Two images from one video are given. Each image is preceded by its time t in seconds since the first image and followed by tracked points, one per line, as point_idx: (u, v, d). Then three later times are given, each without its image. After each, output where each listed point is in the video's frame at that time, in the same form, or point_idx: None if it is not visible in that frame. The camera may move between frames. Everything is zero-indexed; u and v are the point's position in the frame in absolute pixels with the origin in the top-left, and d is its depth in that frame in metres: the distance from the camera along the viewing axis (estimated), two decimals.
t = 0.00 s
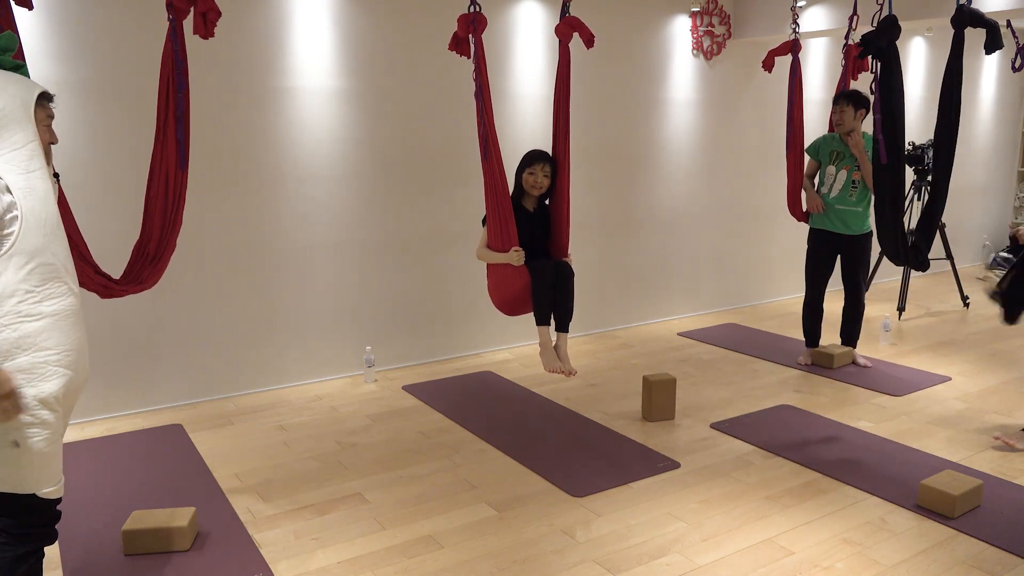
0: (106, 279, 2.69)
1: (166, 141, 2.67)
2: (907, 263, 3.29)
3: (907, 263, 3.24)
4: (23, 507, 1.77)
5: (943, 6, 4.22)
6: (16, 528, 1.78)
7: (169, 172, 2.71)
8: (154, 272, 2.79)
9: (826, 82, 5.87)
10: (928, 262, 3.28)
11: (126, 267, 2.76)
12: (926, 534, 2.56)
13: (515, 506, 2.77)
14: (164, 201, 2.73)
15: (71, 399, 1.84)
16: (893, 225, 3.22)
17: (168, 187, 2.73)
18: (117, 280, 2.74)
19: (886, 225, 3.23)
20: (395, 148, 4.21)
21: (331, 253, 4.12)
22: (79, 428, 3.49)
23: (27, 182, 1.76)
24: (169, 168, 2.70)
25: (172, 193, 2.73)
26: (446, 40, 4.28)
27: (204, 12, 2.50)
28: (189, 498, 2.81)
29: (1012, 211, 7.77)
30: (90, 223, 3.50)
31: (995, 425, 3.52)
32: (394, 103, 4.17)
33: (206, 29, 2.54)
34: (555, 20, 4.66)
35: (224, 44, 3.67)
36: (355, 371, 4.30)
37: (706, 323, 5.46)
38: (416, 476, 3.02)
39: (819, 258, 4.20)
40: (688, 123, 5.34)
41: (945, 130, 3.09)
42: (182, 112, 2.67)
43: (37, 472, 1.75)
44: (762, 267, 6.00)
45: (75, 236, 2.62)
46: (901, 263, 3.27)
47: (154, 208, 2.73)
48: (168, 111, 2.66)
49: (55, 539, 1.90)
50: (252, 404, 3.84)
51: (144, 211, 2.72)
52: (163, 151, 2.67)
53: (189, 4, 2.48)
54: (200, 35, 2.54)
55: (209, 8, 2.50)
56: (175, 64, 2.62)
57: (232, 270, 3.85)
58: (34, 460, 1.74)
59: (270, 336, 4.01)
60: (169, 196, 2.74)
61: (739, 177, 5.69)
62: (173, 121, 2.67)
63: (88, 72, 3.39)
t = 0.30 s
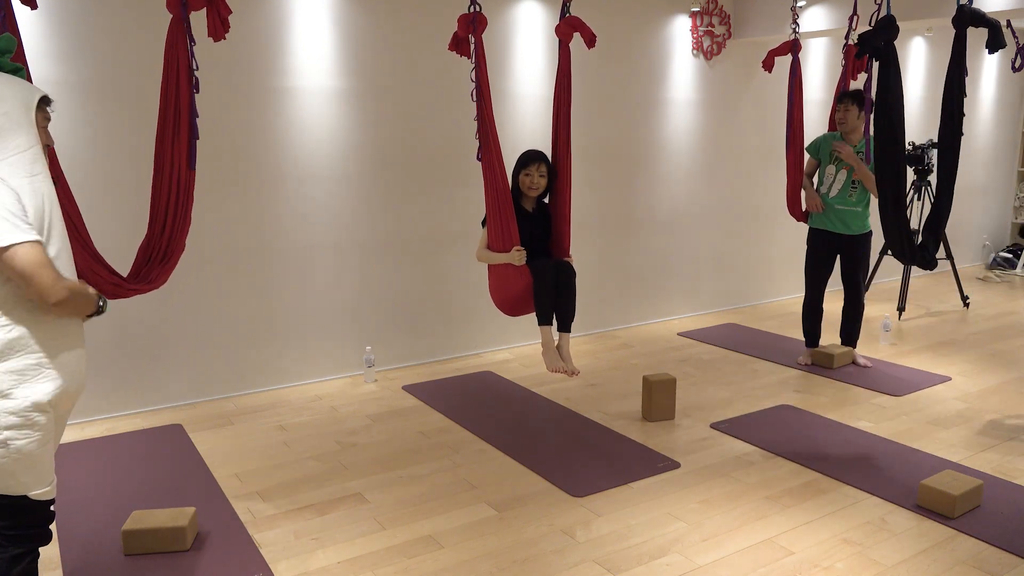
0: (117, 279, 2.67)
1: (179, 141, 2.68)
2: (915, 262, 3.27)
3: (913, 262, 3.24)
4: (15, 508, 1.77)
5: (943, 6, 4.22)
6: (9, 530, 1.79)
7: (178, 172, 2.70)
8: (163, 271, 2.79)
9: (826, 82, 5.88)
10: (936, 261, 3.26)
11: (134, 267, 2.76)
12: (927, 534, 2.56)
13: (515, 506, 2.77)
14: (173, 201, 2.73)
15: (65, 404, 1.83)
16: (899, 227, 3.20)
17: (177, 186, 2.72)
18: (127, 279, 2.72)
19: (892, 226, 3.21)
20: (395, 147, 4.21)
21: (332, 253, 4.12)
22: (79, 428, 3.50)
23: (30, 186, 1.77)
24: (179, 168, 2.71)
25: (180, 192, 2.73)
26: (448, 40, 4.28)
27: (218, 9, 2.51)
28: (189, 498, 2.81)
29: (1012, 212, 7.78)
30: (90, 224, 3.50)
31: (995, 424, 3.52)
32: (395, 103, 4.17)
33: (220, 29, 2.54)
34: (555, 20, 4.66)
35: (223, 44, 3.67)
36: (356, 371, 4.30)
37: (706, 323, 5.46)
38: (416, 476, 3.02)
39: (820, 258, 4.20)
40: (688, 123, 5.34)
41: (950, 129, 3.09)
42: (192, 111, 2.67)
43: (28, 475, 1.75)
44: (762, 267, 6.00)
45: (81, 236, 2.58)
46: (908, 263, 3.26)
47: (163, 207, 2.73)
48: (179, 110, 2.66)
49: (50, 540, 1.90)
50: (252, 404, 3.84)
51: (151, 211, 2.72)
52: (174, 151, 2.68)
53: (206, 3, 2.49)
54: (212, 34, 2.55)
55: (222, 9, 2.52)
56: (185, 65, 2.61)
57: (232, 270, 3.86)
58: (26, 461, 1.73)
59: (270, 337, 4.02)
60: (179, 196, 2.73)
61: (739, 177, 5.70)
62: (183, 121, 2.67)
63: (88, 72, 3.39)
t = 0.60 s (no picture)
0: (116, 278, 2.66)
1: (181, 142, 2.69)
2: (910, 264, 3.29)
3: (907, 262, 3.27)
4: (20, 506, 1.76)
5: (943, 6, 4.22)
6: (12, 528, 1.77)
7: (180, 172, 2.71)
8: (164, 270, 2.79)
9: (826, 82, 5.88)
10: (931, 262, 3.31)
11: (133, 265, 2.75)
12: (927, 534, 2.56)
13: (515, 506, 2.77)
14: (175, 200, 2.73)
15: (66, 404, 1.83)
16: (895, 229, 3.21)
17: (180, 186, 2.72)
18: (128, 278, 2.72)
19: (887, 227, 3.21)
20: (395, 148, 4.21)
21: (332, 253, 4.12)
22: (78, 428, 3.49)
23: (39, 191, 1.79)
24: (183, 168, 2.71)
25: (181, 192, 2.73)
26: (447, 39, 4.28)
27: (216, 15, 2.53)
28: (189, 498, 2.81)
29: (1012, 211, 7.78)
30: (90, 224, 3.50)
31: (995, 425, 3.52)
32: (395, 103, 4.17)
33: (211, 33, 2.56)
34: (555, 20, 4.67)
35: (223, 44, 3.67)
36: (355, 371, 4.30)
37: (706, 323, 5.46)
38: (416, 476, 3.02)
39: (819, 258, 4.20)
40: (688, 123, 5.34)
41: (947, 128, 3.10)
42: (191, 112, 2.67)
43: (33, 473, 1.75)
44: (762, 266, 6.00)
45: (81, 235, 2.61)
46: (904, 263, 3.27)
47: (167, 206, 2.73)
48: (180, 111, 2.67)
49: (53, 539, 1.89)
50: (252, 404, 3.84)
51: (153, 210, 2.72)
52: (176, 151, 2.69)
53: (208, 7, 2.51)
54: (206, 38, 2.57)
55: (218, 11, 2.54)
56: (188, 66, 2.62)
57: (232, 270, 3.85)
58: (31, 459, 1.74)
59: (270, 337, 4.01)
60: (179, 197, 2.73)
61: (739, 176, 5.70)
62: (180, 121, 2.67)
63: (88, 72, 3.38)
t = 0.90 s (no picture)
0: (106, 276, 2.74)
1: (173, 143, 2.68)
2: (899, 266, 3.28)
3: (897, 265, 3.25)
4: (24, 502, 1.75)
5: (943, 7, 4.22)
6: (18, 524, 1.76)
7: (173, 172, 2.71)
8: (154, 269, 2.82)
9: (826, 82, 5.88)
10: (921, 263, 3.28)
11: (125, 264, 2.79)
12: (927, 534, 2.56)
13: (515, 506, 2.77)
14: (166, 200, 2.73)
15: (67, 403, 1.82)
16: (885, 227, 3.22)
17: (171, 186, 2.73)
18: (118, 277, 2.78)
19: (879, 227, 3.22)
20: (395, 148, 4.21)
21: (331, 253, 4.12)
22: (79, 428, 3.50)
23: (38, 188, 1.77)
24: (175, 168, 2.71)
25: (174, 191, 2.74)
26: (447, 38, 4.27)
27: (214, 13, 2.52)
28: (189, 498, 2.81)
29: (1012, 211, 7.77)
30: (90, 224, 3.50)
31: (995, 425, 3.52)
32: (395, 103, 4.17)
33: (211, 34, 2.55)
34: (555, 20, 4.66)
35: (223, 44, 3.67)
36: (355, 371, 4.30)
37: (706, 323, 5.46)
38: (415, 476, 3.02)
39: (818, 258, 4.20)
40: (688, 123, 5.34)
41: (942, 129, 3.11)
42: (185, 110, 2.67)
43: (37, 470, 1.75)
44: (762, 267, 6.00)
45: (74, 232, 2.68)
46: (892, 266, 3.26)
47: (159, 206, 2.73)
48: (174, 111, 2.66)
49: (56, 537, 1.88)
50: (252, 404, 3.84)
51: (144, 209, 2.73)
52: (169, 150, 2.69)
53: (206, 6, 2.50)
54: (206, 37, 2.56)
55: (219, 12, 2.52)
56: (183, 66, 2.61)
57: (231, 270, 3.85)
58: (33, 458, 1.73)
59: (270, 337, 4.01)
60: (171, 197, 2.74)
61: (739, 176, 5.70)
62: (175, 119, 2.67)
63: (87, 73, 3.38)
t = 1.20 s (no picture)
0: (96, 274, 2.72)
1: (163, 144, 2.69)
2: (895, 265, 3.26)
3: (894, 265, 3.25)
4: (31, 497, 1.76)
5: (943, 7, 4.22)
6: (27, 520, 1.77)
7: (164, 171, 2.72)
8: (144, 267, 2.82)
9: (826, 82, 5.87)
10: (916, 261, 3.23)
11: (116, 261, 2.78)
12: (927, 534, 2.56)
13: (514, 506, 2.77)
14: (157, 197, 2.74)
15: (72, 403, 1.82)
16: (881, 225, 3.22)
17: (161, 185, 2.73)
18: (108, 274, 2.77)
19: (876, 226, 3.22)
20: (395, 148, 4.21)
21: (331, 254, 4.12)
22: (78, 428, 3.49)
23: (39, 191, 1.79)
24: (166, 168, 2.71)
25: (166, 190, 2.75)
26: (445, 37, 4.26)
27: (214, 12, 2.52)
28: (188, 498, 2.80)
29: (1012, 212, 7.78)
30: (88, 225, 3.49)
31: (995, 424, 3.52)
32: (395, 103, 4.17)
33: (214, 33, 2.57)
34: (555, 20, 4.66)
35: (223, 43, 3.67)
36: (355, 371, 4.30)
37: (706, 323, 5.46)
38: (415, 476, 3.02)
39: (819, 257, 4.21)
40: (688, 123, 5.34)
41: (939, 127, 3.10)
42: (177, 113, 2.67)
43: (45, 466, 1.76)
44: (762, 266, 6.00)
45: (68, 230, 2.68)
46: (888, 265, 3.26)
47: (149, 208, 2.74)
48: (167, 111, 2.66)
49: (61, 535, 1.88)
50: (252, 404, 3.84)
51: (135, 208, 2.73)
52: (160, 149, 2.69)
53: (200, 6, 2.50)
54: (207, 36, 2.56)
55: (218, 11, 2.53)
56: (177, 64, 2.61)
57: (230, 270, 3.85)
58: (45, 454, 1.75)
59: (270, 337, 4.01)
60: (160, 200, 2.75)
61: (739, 176, 5.69)
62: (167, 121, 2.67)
63: (85, 73, 3.38)
